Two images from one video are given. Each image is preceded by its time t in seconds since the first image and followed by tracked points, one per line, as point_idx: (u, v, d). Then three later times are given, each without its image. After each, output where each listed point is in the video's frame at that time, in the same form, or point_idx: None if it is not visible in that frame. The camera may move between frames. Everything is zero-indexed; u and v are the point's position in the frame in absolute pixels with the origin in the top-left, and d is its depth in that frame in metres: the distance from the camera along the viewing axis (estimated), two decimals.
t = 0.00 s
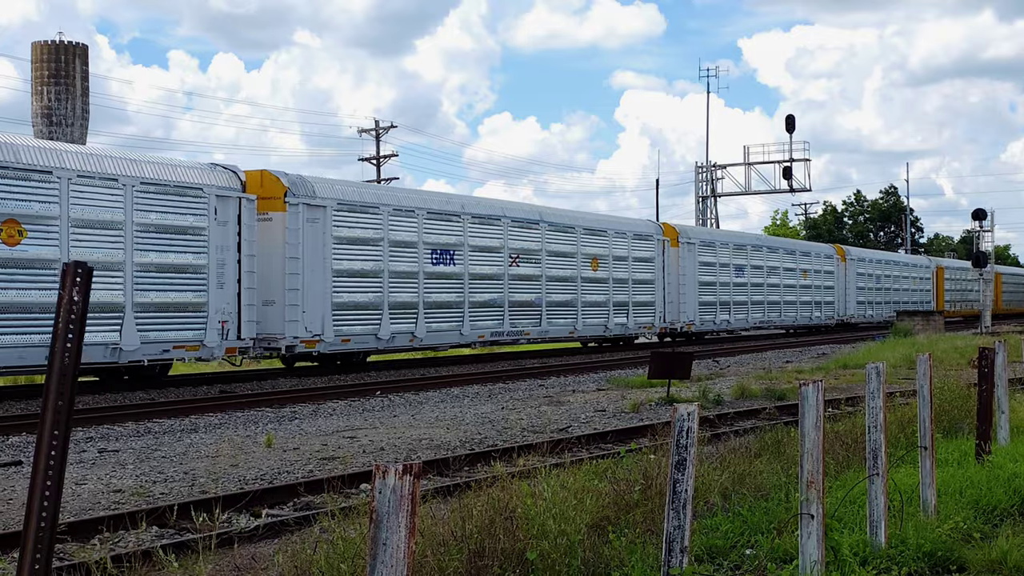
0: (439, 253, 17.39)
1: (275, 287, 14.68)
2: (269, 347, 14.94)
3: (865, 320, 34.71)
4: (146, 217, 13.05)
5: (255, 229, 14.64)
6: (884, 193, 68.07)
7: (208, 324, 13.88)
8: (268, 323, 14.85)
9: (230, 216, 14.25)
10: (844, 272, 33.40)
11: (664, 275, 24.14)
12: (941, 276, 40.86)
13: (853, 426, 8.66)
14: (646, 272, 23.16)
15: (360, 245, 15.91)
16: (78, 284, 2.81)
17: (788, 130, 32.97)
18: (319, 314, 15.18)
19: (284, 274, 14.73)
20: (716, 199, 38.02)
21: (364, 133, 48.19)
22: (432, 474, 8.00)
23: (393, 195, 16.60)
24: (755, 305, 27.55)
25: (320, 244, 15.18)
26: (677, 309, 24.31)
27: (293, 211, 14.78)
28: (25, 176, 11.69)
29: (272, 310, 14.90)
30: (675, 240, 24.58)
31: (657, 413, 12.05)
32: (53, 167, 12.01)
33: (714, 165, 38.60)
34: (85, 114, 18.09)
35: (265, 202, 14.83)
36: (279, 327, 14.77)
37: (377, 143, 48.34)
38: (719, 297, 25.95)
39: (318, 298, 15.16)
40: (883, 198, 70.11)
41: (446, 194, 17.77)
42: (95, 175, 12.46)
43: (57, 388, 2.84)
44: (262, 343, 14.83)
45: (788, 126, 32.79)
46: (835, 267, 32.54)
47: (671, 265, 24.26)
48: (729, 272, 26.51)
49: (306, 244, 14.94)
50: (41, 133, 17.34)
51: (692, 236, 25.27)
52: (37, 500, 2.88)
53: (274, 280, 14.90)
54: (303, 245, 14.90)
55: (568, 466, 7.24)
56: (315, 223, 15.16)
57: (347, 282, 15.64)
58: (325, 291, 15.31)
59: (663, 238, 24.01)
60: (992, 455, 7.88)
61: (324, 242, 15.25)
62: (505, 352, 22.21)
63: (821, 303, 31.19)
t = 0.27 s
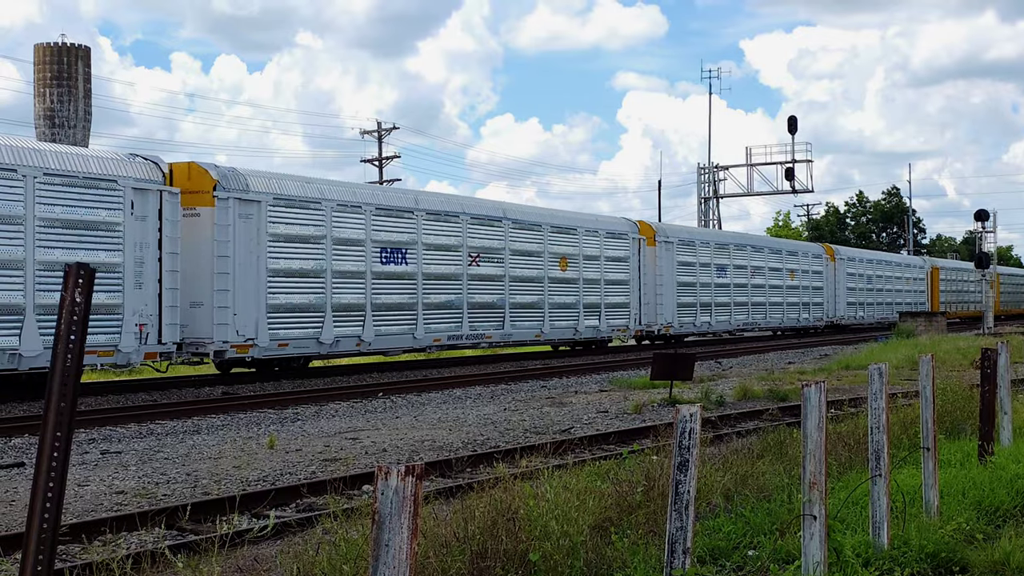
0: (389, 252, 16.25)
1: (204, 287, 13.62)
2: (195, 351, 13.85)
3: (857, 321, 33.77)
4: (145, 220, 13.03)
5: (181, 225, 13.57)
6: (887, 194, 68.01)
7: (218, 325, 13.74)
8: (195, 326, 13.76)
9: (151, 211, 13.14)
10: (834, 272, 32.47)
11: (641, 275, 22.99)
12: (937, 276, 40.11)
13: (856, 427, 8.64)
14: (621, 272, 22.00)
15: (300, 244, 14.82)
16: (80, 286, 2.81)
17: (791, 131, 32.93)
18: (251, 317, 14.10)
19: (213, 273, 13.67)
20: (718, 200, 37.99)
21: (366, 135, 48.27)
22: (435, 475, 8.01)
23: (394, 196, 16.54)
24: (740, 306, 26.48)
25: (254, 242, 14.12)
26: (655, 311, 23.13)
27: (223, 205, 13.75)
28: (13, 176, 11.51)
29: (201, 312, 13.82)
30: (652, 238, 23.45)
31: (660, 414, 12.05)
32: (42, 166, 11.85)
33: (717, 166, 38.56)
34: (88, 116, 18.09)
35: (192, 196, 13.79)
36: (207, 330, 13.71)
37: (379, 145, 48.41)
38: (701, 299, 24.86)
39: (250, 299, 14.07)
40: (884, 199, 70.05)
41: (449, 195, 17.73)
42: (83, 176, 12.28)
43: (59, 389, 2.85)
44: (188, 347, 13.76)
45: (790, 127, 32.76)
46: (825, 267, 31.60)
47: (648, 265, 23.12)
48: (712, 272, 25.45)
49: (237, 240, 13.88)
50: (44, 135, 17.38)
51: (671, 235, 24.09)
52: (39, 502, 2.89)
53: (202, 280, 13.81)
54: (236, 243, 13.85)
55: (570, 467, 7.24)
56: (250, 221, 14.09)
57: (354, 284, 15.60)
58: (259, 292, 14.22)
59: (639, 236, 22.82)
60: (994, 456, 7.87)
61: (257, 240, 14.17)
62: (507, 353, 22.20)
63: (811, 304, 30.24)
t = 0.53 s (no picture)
0: (330, 250, 15.10)
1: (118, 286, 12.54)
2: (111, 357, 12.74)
3: (844, 322, 32.92)
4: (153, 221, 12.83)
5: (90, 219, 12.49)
6: (887, 194, 68.01)
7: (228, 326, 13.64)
8: (109, 329, 12.65)
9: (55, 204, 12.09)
10: (821, 272, 31.59)
11: (613, 274, 21.90)
12: (929, 276, 39.43)
13: (857, 428, 8.64)
14: (591, 271, 20.97)
15: (230, 240, 13.71)
16: (81, 287, 2.81)
17: (792, 131, 32.90)
18: (173, 319, 12.98)
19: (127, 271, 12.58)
20: (719, 200, 37.97)
21: (366, 135, 48.34)
22: (436, 476, 8.00)
23: (397, 196, 16.47)
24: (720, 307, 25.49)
25: (174, 238, 13.01)
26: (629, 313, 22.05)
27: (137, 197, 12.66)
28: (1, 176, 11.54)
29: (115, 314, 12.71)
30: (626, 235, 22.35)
31: (660, 414, 12.06)
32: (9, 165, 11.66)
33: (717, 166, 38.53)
34: (89, 116, 18.07)
35: (103, 188, 12.68)
36: (121, 333, 12.59)
37: (379, 145, 48.46)
38: (678, 299, 23.82)
39: (171, 300, 12.96)
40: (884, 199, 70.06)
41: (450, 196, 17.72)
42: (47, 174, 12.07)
43: (59, 390, 2.85)
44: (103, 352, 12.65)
45: (791, 127, 32.73)
46: (811, 266, 30.71)
47: (621, 263, 22.06)
48: (691, 272, 24.40)
49: (155, 236, 12.80)
50: (45, 135, 17.39)
51: (645, 232, 22.95)
52: (39, 502, 2.90)
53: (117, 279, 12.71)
54: (155, 239, 12.79)
55: (571, 467, 7.24)
56: (170, 215, 13.03)
57: (359, 284, 15.53)
58: (181, 292, 13.10)
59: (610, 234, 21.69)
60: (995, 456, 7.86)
61: (179, 236, 13.08)
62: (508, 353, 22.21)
63: (796, 304, 29.36)
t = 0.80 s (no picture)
0: (262, 246, 14.24)
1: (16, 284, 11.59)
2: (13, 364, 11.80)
3: (830, 322, 32.15)
4: (159, 221, 12.89)
5: None
6: (887, 193, 68.01)
7: (229, 326, 13.75)
8: (6, 331, 11.68)
9: None
10: (806, 270, 30.86)
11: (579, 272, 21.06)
12: (920, 275, 38.92)
13: (856, 427, 8.63)
14: (555, 269, 20.22)
15: (145, 235, 12.74)
16: (79, 287, 2.81)
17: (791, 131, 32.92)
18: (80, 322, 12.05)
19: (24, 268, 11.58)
20: (718, 200, 37.98)
21: (366, 134, 48.34)
22: (435, 475, 8.01)
23: (391, 196, 16.62)
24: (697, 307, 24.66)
25: (80, 232, 12.01)
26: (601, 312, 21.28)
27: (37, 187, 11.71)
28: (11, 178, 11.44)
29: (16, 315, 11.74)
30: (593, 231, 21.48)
31: (660, 414, 12.06)
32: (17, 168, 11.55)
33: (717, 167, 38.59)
34: (88, 116, 18.07)
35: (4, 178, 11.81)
36: (19, 336, 11.62)
37: (379, 145, 48.45)
38: (651, 298, 22.97)
39: (128, 301, 12.54)
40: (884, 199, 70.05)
41: (448, 197, 17.89)
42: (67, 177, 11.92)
43: (58, 389, 2.85)
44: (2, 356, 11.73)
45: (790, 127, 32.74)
46: (795, 265, 29.96)
47: (588, 261, 21.20)
48: (666, 270, 23.61)
49: (58, 230, 11.82)
50: (44, 135, 17.40)
51: (616, 229, 22.12)
52: (38, 501, 2.89)
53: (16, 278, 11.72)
54: (57, 234, 11.80)
55: (570, 467, 7.24)
56: (76, 207, 12.00)
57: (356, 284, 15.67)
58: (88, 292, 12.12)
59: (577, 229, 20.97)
60: (995, 455, 7.86)
61: (87, 230, 12.07)
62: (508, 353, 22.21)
63: (779, 304, 28.59)
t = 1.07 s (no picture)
0: (185, 240, 13.21)
1: None
2: None
3: (818, 322, 31.14)
4: (165, 219, 12.94)
5: None
6: (888, 193, 68.02)
7: (229, 325, 13.75)
8: None
9: None
10: (792, 268, 29.85)
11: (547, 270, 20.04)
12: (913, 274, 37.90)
13: (857, 426, 8.63)
14: (518, 267, 19.18)
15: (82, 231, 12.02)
16: (80, 286, 2.82)
17: (792, 130, 32.89)
18: None
19: None
20: (719, 199, 37.96)
21: (366, 134, 48.33)
22: (435, 475, 8.01)
23: (393, 195, 16.60)
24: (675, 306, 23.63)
25: None
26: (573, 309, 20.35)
27: None
28: (14, 176, 11.37)
29: None
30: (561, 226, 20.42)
31: (661, 413, 12.04)
32: (33, 166, 11.56)
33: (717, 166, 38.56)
34: (88, 115, 18.08)
35: None
36: None
37: (379, 145, 48.45)
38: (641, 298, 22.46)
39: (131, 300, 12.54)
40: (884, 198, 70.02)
41: (454, 197, 17.85)
42: (80, 175, 11.99)
43: (58, 389, 2.86)
44: None
45: (791, 126, 32.73)
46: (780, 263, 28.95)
47: (556, 258, 20.17)
48: (640, 268, 22.51)
49: None
50: (45, 134, 17.40)
51: (619, 227, 22.07)
52: (38, 503, 2.90)
53: None
54: None
55: (571, 466, 7.23)
56: (34, 204, 11.57)
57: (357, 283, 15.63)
58: None
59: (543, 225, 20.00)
60: (996, 455, 7.85)
61: None
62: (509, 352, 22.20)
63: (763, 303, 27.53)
